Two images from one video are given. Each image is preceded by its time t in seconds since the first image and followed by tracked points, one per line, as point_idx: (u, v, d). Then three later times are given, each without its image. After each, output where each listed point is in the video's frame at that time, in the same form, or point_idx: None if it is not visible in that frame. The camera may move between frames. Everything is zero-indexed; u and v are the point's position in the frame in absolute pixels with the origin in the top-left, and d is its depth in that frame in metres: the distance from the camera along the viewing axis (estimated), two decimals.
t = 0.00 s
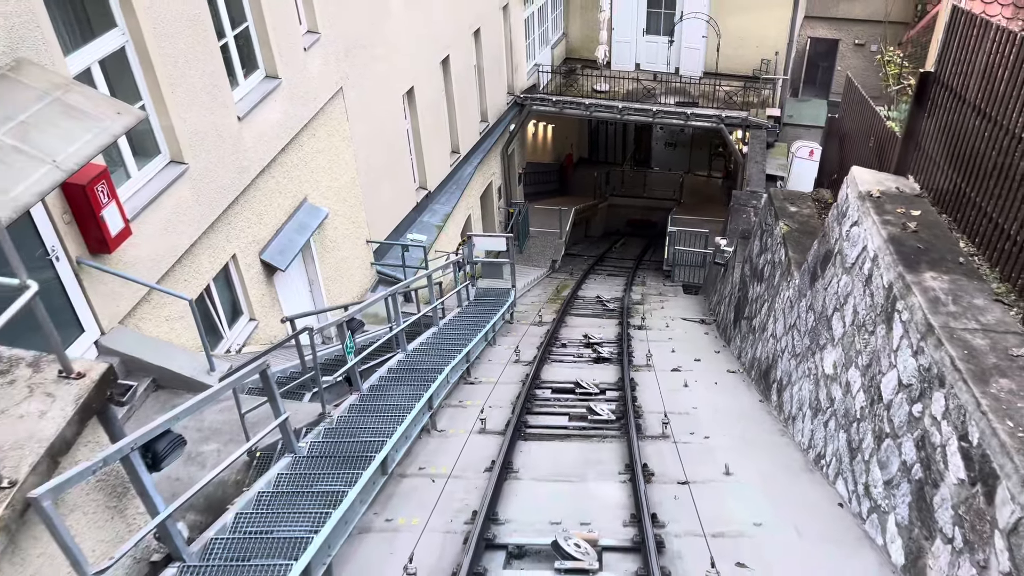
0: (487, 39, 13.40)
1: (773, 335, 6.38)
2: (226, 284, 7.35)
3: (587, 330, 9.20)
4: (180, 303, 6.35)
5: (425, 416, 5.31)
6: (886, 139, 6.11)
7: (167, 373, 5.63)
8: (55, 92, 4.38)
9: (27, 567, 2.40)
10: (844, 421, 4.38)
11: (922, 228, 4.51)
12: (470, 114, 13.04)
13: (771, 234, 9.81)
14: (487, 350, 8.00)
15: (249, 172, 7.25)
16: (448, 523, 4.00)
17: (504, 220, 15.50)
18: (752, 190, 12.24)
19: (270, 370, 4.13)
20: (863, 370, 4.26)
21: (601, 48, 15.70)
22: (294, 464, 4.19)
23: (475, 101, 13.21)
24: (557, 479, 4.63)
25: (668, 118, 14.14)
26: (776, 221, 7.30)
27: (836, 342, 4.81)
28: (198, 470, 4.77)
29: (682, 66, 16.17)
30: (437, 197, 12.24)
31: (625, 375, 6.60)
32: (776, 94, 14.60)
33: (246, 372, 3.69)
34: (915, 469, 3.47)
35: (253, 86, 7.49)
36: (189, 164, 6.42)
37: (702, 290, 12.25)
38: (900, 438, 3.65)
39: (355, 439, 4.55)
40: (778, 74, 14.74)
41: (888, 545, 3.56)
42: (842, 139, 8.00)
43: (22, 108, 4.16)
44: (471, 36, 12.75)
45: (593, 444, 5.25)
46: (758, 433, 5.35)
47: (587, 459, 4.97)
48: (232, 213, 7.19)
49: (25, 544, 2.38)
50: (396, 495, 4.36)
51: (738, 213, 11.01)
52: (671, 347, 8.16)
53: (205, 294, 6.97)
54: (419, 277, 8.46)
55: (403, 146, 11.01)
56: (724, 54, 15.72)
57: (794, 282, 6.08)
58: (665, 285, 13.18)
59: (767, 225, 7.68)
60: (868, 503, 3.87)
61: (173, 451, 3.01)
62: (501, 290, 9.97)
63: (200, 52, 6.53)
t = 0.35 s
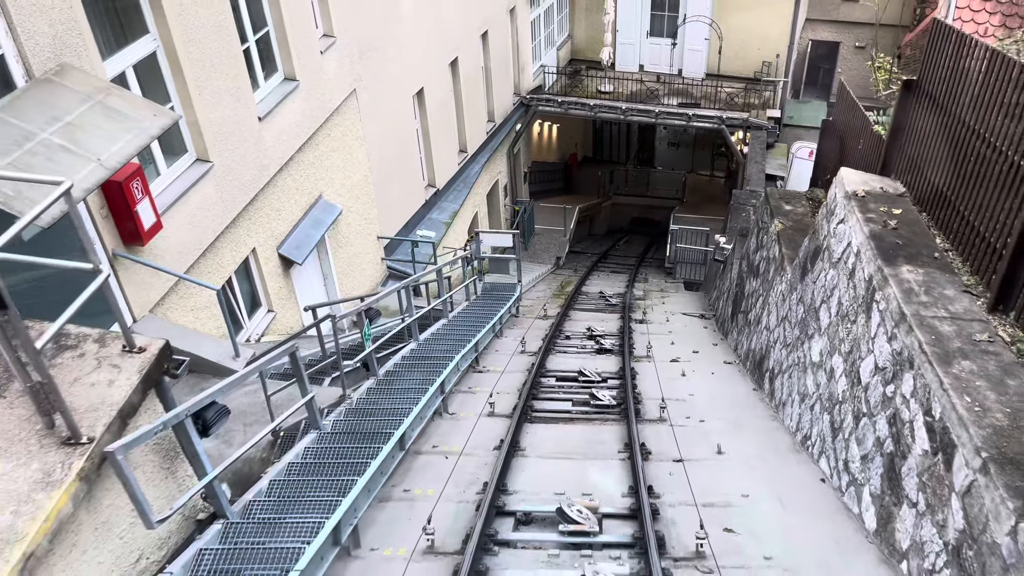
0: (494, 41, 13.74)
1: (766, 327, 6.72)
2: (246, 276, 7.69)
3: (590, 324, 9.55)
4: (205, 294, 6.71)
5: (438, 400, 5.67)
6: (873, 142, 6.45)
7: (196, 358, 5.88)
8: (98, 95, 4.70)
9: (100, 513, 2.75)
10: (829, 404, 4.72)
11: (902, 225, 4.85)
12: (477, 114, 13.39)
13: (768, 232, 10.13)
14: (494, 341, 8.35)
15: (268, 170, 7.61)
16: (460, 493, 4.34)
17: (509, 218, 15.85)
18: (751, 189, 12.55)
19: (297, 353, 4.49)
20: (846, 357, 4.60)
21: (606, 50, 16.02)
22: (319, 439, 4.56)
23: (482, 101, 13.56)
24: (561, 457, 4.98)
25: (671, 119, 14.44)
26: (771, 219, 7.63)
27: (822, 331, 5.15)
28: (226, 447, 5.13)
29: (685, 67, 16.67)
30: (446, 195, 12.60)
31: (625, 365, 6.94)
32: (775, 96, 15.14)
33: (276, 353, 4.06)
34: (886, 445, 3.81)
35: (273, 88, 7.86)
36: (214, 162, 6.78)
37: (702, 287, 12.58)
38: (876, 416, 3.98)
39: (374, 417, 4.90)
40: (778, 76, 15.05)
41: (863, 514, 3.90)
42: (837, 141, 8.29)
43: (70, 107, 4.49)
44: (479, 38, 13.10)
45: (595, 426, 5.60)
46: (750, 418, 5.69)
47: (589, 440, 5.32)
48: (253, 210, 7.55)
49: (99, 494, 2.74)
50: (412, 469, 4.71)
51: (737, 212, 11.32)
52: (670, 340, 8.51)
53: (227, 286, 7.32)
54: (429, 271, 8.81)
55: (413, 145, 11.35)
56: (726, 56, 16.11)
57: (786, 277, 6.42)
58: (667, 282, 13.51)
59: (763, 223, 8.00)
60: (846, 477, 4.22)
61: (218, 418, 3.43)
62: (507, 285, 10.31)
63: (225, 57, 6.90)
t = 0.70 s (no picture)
0: (499, 44, 14.09)
1: (759, 321, 7.06)
2: (262, 271, 8.06)
3: (592, 319, 9.91)
4: (225, 287, 7.07)
5: (448, 387, 6.02)
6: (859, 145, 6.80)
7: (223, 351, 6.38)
8: (132, 100, 4.95)
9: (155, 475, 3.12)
10: (813, 390, 5.05)
11: (882, 224, 5.20)
12: (482, 116, 13.74)
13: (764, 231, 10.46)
14: (500, 335, 8.69)
15: (284, 170, 7.97)
16: (470, 470, 4.70)
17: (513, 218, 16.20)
18: (750, 189, 12.85)
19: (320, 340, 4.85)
20: (829, 346, 4.95)
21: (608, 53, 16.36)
22: (340, 420, 4.92)
23: (488, 103, 13.90)
24: (563, 439, 5.33)
25: (671, 121, 14.75)
26: (766, 218, 7.97)
27: (808, 324, 5.49)
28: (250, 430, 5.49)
29: (686, 70, 16.98)
30: (452, 194, 12.95)
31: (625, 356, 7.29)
32: (773, 98, 15.58)
33: (301, 340, 4.42)
34: (861, 425, 4.16)
35: (289, 91, 8.22)
36: (234, 163, 7.14)
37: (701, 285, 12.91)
38: (853, 399, 4.34)
39: (390, 400, 5.25)
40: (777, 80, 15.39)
41: (840, 488, 4.25)
42: (829, 143, 8.61)
43: (107, 112, 4.76)
44: (485, 42, 13.45)
45: (595, 412, 5.95)
46: (742, 405, 6.04)
47: (590, 425, 5.67)
48: (269, 208, 7.91)
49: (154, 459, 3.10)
50: (425, 449, 5.07)
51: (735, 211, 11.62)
52: (669, 334, 8.86)
53: (245, 280, 7.69)
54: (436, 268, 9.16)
55: (421, 146, 11.70)
56: (726, 60, 16.51)
57: (778, 273, 6.76)
58: (667, 280, 13.86)
59: (759, 222, 8.33)
60: (827, 456, 4.56)
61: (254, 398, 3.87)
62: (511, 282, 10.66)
63: (245, 62, 7.26)
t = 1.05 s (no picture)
0: (503, 47, 14.45)
1: (751, 315, 7.42)
2: (277, 266, 8.42)
3: (592, 314, 10.27)
4: (243, 281, 7.44)
5: (456, 375, 6.38)
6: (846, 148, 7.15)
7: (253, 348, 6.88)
8: (162, 105, 5.13)
9: (199, 444, 3.48)
10: (799, 378, 5.40)
11: (864, 223, 5.55)
12: (486, 117, 14.10)
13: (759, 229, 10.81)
14: (504, 329, 9.04)
15: (298, 170, 8.33)
16: (479, 450, 5.06)
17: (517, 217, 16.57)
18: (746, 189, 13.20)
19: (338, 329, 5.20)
20: (813, 335, 5.30)
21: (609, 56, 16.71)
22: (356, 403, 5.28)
23: (491, 105, 14.26)
24: (565, 424, 5.69)
25: (670, 123, 15.10)
26: (759, 217, 8.32)
27: (796, 316, 5.85)
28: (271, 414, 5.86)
29: (686, 72, 17.31)
30: (457, 193, 13.31)
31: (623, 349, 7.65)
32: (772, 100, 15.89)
33: (322, 328, 4.77)
34: (840, 407, 4.51)
35: (303, 94, 8.59)
36: (252, 163, 7.50)
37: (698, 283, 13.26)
38: (833, 383, 4.69)
39: (402, 385, 5.61)
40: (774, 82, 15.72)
41: (820, 466, 4.60)
42: (819, 146, 8.97)
43: (139, 115, 4.92)
44: (489, 45, 13.81)
45: (595, 399, 6.31)
46: (733, 394, 6.39)
47: (590, 410, 6.02)
48: (284, 206, 8.27)
49: (199, 429, 3.46)
50: (436, 431, 5.42)
51: (732, 211, 11.96)
52: (666, 329, 9.22)
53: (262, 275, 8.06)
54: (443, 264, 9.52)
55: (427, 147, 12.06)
56: (725, 62, 16.82)
57: (769, 269, 7.12)
58: (666, 278, 14.20)
59: (753, 221, 8.68)
60: (810, 438, 4.91)
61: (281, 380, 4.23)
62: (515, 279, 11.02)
63: (263, 67, 7.62)
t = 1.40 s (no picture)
0: (506, 50, 14.79)
1: (743, 310, 7.76)
2: (290, 263, 8.78)
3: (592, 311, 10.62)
4: (258, 276, 7.79)
5: (461, 366, 6.74)
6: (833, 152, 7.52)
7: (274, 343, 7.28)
8: (186, 109, 5.45)
9: (232, 421, 3.83)
10: (785, 367, 5.76)
11: (847, 222, 5.90)
12: (489, 119, 14.45)
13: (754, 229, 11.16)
14: (507, 323, 9.40)
15: (310, 171, 8.67)
16: (484, 433, 5.41)
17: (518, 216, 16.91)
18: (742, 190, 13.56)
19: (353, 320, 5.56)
20: (798, 327, 5.65)
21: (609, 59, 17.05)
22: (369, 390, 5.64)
23: (494, 107, 14.60)
24: (564, 411, 6.04)
25: (669, 124, 15.46)
26: (751, 216, 8.67)
27: (782, 310, 6.20)
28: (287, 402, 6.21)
29: (684, 75, 17.68)
30: (460, 193, 13.66)
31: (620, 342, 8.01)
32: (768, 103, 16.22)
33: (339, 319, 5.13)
34: (820, 392, 4.86)
35: (314, 98, 8.93)
36: (266, 164, 7.85)
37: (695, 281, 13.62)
38: (814, 370, 5.05)
39: (411, 373, 5.97)
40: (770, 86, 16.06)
41: (802, 447, 4.96)
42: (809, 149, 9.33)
43: (165, 119, 5.25)
44: (492, 49, 14.15)
45: (594, 389, 6.66)
46: (725, 384, 6.75)
47: (589, 399, 6.37)
48: (296, 205, 8.63)
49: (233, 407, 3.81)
50: (444, 416, 5.78)
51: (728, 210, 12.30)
52: (663, 324, 9.57)
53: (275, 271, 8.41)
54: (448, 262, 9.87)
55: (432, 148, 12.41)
56: (723, 66, 17.17)
57: (760, 266, 7.47)
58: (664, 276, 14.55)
59: (746, 221, 9.04)
60: (793, 422, 5.27)
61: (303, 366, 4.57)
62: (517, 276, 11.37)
63: (277, 72, 7.97)
